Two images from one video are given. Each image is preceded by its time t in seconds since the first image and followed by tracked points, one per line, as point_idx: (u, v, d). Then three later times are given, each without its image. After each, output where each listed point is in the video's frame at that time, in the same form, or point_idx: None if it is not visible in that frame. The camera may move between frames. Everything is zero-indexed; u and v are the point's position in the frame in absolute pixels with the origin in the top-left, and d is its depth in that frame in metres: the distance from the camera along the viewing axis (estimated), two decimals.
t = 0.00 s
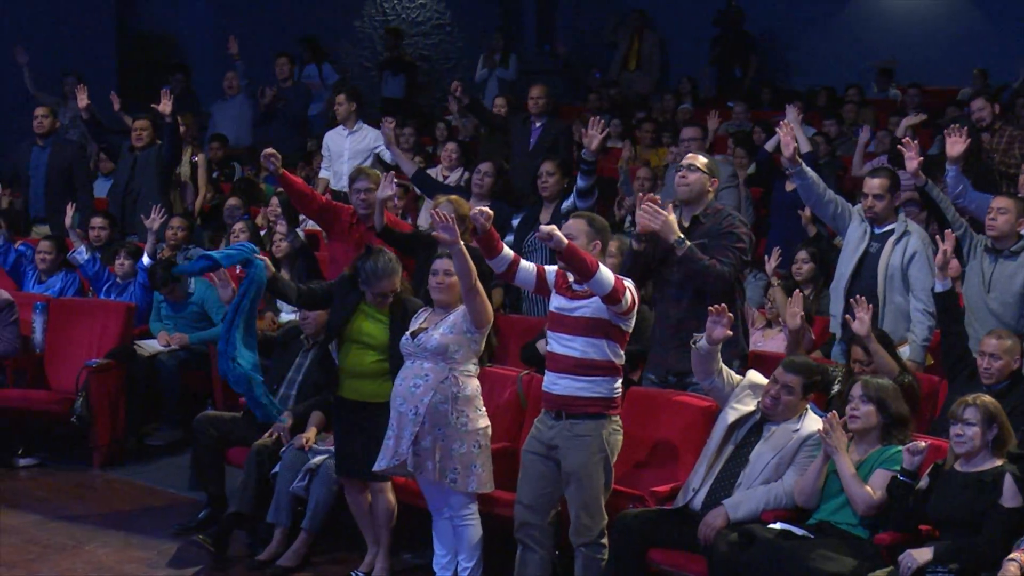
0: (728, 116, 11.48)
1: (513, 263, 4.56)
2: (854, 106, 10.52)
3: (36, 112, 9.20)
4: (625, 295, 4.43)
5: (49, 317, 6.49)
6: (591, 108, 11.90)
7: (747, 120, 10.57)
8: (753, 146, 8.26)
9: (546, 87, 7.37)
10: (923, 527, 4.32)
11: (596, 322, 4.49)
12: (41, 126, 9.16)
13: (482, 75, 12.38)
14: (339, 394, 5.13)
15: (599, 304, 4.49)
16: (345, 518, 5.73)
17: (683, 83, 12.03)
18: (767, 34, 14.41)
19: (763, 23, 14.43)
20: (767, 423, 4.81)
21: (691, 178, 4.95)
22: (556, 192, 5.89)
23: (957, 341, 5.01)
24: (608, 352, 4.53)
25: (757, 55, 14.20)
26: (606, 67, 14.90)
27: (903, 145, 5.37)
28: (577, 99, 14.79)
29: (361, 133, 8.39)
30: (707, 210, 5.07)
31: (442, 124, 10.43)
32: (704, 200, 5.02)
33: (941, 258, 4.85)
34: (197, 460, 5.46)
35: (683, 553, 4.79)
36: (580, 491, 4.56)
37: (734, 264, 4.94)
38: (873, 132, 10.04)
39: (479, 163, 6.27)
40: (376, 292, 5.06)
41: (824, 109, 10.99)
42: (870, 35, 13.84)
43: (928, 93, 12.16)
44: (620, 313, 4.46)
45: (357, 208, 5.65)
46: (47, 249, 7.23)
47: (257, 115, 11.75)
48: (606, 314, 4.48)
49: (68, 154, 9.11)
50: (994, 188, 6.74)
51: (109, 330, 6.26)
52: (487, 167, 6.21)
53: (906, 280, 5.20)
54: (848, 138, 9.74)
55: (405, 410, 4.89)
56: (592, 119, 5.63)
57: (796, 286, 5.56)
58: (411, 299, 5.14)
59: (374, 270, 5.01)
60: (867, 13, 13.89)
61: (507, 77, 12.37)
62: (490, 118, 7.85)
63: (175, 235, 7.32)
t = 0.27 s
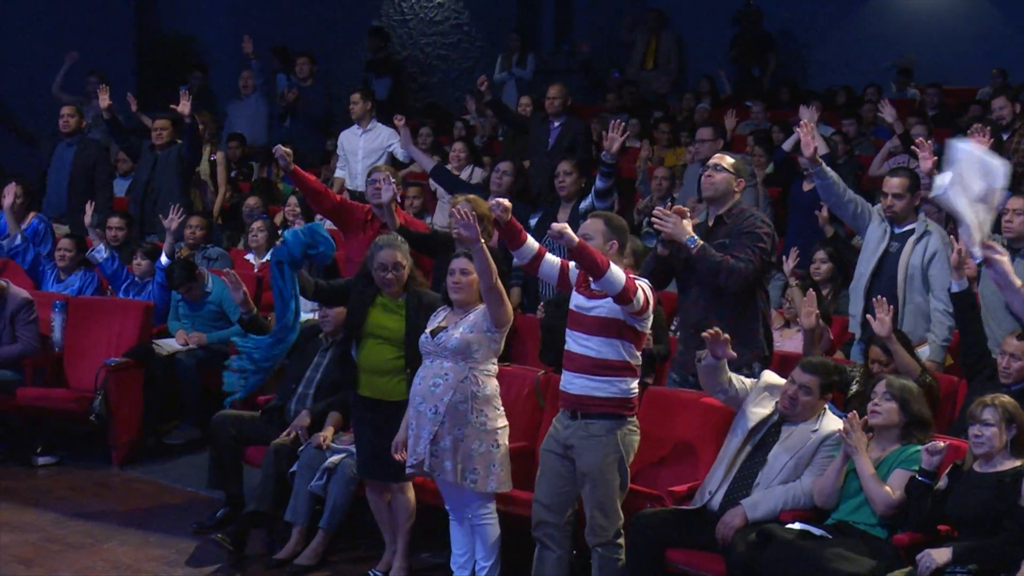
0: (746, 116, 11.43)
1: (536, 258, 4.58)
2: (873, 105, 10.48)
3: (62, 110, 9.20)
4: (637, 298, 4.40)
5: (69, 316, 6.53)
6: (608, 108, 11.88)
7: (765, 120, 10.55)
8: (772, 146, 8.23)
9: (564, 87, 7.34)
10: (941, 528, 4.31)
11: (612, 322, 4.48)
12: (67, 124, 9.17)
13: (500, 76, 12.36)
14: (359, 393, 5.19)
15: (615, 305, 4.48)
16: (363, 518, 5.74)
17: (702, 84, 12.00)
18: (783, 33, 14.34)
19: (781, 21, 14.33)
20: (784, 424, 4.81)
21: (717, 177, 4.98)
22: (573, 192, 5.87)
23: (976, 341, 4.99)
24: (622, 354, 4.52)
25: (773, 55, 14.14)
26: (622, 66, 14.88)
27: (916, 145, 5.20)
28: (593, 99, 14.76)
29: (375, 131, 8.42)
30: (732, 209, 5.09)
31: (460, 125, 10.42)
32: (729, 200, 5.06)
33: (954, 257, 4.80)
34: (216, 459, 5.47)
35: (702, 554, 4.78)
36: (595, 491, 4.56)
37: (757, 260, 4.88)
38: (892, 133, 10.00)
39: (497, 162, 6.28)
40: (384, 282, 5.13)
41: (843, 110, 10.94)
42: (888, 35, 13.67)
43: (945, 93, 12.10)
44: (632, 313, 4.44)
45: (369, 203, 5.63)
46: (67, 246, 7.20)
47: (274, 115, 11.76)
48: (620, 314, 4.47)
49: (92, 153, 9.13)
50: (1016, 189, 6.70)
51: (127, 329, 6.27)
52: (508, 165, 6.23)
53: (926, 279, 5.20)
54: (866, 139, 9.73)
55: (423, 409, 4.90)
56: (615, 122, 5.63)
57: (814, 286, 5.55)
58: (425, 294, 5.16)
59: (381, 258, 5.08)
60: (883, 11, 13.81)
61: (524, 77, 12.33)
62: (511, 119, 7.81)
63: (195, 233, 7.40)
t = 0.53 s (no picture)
0: (770, 115, 11.38)
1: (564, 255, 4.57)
2: (897, 105, 10.43)
3: (87, 106, 9.18)
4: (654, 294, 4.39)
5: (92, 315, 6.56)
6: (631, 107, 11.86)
7: (789, 119, 10.51)
8: (796, 145, 8.18)
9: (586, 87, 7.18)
10: (965, 528, 4.30)
11: (629, 320, 4.49)
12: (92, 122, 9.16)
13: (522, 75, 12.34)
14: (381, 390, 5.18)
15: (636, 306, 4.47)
16: (387, 516, 5.75)
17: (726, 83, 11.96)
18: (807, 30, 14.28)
19: (803, 20, 14.30)
20: (805, 426, 4.72)
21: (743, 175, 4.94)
22: (595, 190, 5.88)
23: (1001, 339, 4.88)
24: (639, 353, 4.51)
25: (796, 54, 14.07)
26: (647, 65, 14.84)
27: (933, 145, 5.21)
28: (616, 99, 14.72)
29: (393, 131, 8.41)
30: (757, 206, 5.04)
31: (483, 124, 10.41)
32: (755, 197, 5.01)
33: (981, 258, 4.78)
34: (238, 456, 5.47)
35: (726, 554, 4.73)
36: (612, 491, 4.54)
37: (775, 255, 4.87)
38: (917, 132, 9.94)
39: (518, 161, 6.23)
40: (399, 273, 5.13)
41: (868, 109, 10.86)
42: (912, 32, 13.54)
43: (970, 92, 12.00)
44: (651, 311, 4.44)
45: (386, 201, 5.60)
46: (91, 245, 7.16)
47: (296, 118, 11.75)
48: (639, 314, 4.47)
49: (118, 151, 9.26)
50: None
51: (150, 327, 6.29)
52: (527, 164, 6.16)
53: (951, 279, 5.19)
54: (891, 138, 9.71)
55: (440, 408, 4.94)
56: (626, 120, 5.76)
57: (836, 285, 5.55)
58: (443, 288, 5.13)
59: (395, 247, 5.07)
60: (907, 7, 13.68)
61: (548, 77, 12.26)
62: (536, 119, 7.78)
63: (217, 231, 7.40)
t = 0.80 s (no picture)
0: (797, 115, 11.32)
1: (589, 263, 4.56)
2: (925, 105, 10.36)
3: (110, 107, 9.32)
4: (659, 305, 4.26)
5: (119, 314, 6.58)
6: (655, 107, 11.84)
7: (817, 118, 10.45)
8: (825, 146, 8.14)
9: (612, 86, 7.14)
10: (993, 530, 4.29)
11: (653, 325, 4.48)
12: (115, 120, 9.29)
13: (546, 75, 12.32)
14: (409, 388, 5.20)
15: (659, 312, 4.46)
16: (413, 516, 5.76)
17: (750, 83, 11.93)
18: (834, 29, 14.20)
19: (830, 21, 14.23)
20: (821, 423, 4.71)
21: (761, 180, 4.98)
22: (620, 190, 5.89)
23: None
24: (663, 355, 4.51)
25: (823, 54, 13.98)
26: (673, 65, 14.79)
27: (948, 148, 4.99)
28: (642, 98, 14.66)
29: (417, 130, 8.47)
30: (781, 210, 5.08)
31: (508, 124, 10.40)
32: (778, 202, 5.06)
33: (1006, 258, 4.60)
34: (264, 455, 5.48)
35: (753, 556, 4.73)
36: (638, 490, 4.55)
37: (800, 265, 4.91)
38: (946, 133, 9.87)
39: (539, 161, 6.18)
40: (425, 271, 5.16)
41: (896, 109, 10.80)
42: (938, 33, 13.45)
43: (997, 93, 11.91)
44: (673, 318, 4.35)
45: (399, 206, 5.65)
46: (117, 244, 7.23)
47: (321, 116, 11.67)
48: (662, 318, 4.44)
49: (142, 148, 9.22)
50: None
51: (178, 327, 6.33)
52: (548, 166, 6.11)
53: (981, 280, 5.14)
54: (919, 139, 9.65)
55: (467, 408, 4.95)
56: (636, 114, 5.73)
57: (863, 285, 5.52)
58: (468, 290, 5.15)
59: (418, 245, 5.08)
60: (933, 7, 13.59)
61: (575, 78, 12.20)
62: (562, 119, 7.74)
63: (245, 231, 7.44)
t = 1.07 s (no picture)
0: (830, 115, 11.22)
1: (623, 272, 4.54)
2: (959, 106, 10.26)
3: (134, 104, 9.05)
4: (719, 352, 4.26)
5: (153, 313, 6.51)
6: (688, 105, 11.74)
7: (850, 118, 10.36)
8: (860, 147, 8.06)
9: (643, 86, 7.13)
10: None
11: (685, 332, 4.43)
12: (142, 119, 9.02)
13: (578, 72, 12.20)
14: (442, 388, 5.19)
15: (688, 317, 4.42)
16: (445, 515, 5.76)
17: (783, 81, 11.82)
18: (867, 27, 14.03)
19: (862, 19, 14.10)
20: (847, 423, 4.67)
21: (787, 183, 4.96)
22: (651, 190, 5.89)
23: None
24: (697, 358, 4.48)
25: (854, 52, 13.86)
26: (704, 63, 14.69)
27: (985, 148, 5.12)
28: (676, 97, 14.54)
29: (447, 131, 8.46)
30: (812, 211, 5.06)
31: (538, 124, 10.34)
32: (808, 203, 5.04)
33: None
34: (296, 455, 5.47)
35: (786, 557, 4.71)
36: (674, 491, 4.54)
37: (832, 267, 4.92)
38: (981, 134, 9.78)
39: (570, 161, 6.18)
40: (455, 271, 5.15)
41: (931, 109, 10.69)
42: (970, 31, 13.29)
43: None
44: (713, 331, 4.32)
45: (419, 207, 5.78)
46: (149, 242, 7.13)
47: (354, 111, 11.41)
48: (695, 327, 4.41)
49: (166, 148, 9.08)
50: None
51: (209, 328, 6.33)
52: (581, 163, 6.14)
53: (1016, 281, 5.18)
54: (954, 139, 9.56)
55: (499, 407, 4.94)
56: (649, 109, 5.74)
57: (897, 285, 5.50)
58: (499, 289, 5.14)
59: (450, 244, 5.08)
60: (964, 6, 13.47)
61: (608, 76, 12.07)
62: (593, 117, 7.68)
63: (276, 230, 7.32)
